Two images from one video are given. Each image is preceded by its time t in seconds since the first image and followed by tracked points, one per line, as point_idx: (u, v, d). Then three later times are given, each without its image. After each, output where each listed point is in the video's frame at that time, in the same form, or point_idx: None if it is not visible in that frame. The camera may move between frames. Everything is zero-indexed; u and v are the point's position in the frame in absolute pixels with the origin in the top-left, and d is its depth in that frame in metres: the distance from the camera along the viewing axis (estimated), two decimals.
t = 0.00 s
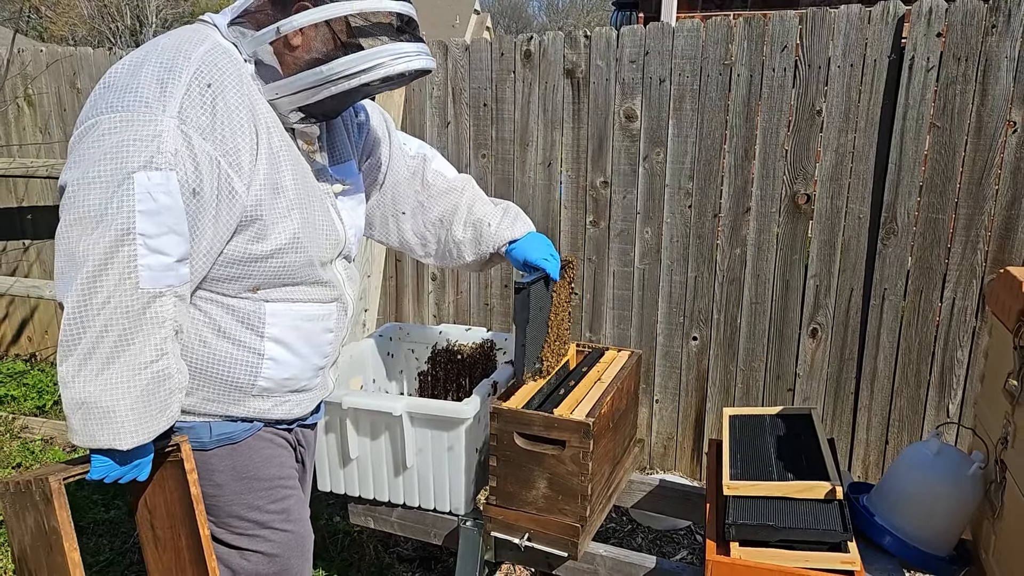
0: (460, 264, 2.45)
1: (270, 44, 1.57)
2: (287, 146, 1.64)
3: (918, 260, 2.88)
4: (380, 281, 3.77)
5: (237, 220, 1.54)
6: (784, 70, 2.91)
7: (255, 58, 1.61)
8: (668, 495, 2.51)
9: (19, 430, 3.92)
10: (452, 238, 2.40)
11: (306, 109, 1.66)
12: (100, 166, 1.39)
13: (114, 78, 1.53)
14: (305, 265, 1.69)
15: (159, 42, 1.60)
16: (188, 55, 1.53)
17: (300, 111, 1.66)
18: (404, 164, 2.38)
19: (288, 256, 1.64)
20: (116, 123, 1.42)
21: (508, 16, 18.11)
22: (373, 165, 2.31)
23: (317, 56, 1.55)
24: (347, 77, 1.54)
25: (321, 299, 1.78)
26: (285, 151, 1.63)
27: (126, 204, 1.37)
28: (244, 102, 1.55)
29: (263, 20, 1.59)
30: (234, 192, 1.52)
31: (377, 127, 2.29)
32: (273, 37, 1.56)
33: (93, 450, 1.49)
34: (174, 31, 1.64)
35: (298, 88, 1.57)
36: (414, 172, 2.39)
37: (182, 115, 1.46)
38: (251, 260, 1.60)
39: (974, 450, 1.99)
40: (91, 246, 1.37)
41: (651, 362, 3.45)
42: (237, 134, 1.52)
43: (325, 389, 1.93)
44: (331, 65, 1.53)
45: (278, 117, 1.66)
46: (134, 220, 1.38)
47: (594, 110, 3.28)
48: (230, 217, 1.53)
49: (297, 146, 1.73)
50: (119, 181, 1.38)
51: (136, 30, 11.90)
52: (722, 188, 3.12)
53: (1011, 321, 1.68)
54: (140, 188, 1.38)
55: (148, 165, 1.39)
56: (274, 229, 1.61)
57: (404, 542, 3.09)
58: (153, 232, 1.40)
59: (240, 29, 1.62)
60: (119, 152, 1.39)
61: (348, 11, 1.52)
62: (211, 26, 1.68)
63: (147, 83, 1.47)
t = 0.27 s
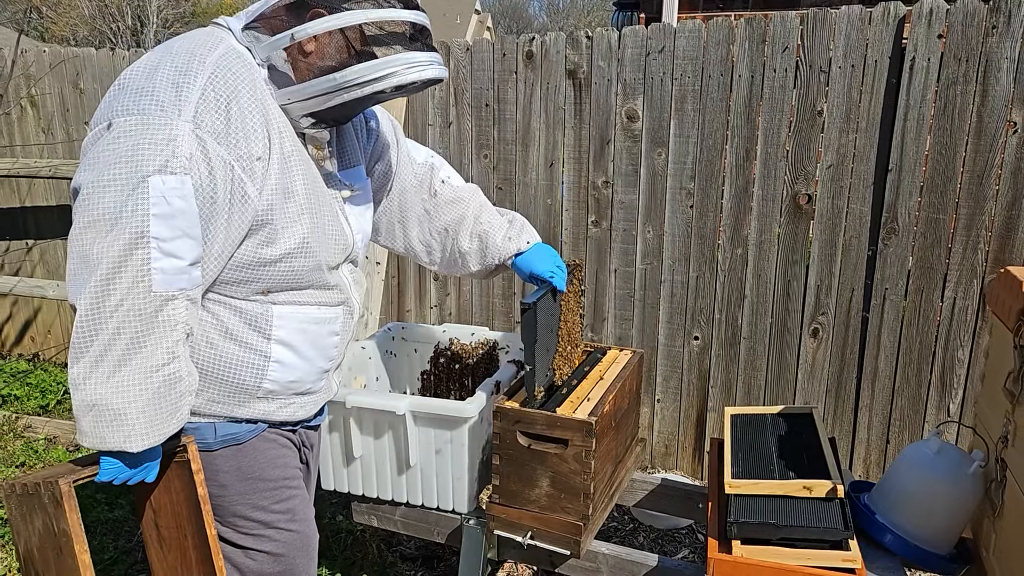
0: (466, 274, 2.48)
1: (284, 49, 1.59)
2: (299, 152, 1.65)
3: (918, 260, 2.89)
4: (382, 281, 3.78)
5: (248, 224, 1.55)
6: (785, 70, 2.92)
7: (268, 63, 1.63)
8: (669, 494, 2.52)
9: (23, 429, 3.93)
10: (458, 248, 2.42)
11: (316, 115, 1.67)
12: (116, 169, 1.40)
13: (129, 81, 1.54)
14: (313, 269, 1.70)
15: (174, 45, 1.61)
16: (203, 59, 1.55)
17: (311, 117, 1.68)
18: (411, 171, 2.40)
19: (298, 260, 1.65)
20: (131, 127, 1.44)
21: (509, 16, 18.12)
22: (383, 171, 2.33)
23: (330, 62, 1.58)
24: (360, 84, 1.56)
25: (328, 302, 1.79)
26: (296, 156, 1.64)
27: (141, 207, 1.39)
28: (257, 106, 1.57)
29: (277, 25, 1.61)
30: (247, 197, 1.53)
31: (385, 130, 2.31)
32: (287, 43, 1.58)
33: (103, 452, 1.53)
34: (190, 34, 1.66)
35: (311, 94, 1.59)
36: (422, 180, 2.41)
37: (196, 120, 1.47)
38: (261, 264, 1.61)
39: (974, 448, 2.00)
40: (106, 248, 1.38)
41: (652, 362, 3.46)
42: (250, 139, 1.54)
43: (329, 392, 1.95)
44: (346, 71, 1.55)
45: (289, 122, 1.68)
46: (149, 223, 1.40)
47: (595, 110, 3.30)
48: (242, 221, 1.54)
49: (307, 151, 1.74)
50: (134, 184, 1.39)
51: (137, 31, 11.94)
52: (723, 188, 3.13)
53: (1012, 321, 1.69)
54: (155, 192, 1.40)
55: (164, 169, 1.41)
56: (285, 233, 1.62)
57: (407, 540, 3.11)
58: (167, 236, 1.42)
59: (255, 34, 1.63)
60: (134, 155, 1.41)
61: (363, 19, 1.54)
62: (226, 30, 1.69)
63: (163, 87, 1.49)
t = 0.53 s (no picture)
0: (468, 279, 2.47)
1: (292, 51, 1.58)
2: (305, 154, 1.66)
3: (919, 259, 2.89)
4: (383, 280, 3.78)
5: (253, 225, 1.56)
6: (785, 70, 2.92)
7: (276, 65, 1.63)
8: (670, 493, 2.53)
9: (24, 429, 3.94)
10: (462, 254, 2.41)
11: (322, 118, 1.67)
12: (121, 169, 1.40)
13: (136, 81, 1.54)
14: (316, 271, 1.71)
15: (182, 46, 1.61)
16: (211, 60, 1.55)
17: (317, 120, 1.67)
18: (417, 175, 2.40)
19: (301, 263, 1.66)
20: (138, 127, 1.44)
21: (509, 16, 18.13)
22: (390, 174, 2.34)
23: (338, 67, 1.57)
24: (367, 88, 1.55)
25: (330, 304, 1.80)
26: (302, 158, 1.65)
27: (146, 208, 1.39)
28: (263, 108, 1.57)
29: (287, 27, 1.59)
30: (252, 199, 1.54)
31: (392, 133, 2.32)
32: (295, 46, 1.57)
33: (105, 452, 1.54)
34: (198, 34, 1.67)
35: (317, 98, 1.59)
36: (427, 184, 2.41)
37: (203, 121, 1.47)
38: (265, 266, 1.62)
39: (975, 447, 2.01)
40: (110, 249, 1.38)
41: (653, 361, 3.46)
42: (255, 141, 1.54)
43: (331, 393, 1.95)
44: (353, 76, 1.54)
45: (295, 124, 1.68)
46: (154, 224, 1.40)
47: (596, 110, 3.30)
48: (246, 222, 1.55)
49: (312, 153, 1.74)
50: (140, 185, 1.39)
51: (137, 31, 11.95)
52: (724, 187, 3.13)
53: (1013, 319, 1.69)
54: (160, 193, 1.40)
55: (170, 170, 1.41)
56: (288, 235, 1.63)
57: (408, 539, 3.11)
58: (173, 237, 1.42)
59: (263, 35, 1.63)
60: (141, 156, 1.41)
61: (372, 24, 1.53)
62: (234, 31, 1.69)
63: (170, 88, 1.49)
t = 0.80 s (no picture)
0: (468, 285, 2.49)
1: (296, 53, 1.59)
2: (306, 154, 1.66)
3: (918, 258, 2.89)
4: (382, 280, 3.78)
5: (254, 226, 1.56)
6: (784, 69, 2.93)
7: (279, 67, 1.63)
8: (670, 492, 2.53)
9: (24, 429, 3.93)
10: (464, 261, 2.43)
11: (324, 121, 1.67)
12: (124, 170, 1.40)
13: (139, 81, 1.54)
14: (316, 273, 1.71)
15: (186, 46, 1.62)
16: (214, 61, 1.56)
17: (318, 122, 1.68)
18: (420, 180, 2.40)
19: (301, 264, 1.66)
20: (141, 127, 1.44)
21: (508, 16, 18.12)
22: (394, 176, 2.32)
23: (340, 69, 1.56)
24: (369, 93, 1.56)
25: (330, 305, 1.79)
26: (304, 160, 1.65)
27: (149, 209, 1.39)
28: (266, 110, 1.58)
29: (290, 29, 1.59)
30: (254, 200, 1.54)
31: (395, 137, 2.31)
32: (298, 49, 1.57)
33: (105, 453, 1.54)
34: (201, 35, 1.67)
35: (320, 100, 1.59)
36: (429, 190, 2.41)
37: (206, 122, 1.48)
38: (266, 267, 1.62)
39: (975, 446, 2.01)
40: (113, 250, 1.38)
41: (652, 360, 3.46)
42: (258, 143, 1.55)
43: (331, 393, 1.94)
44: (356, 80, 1.55)
45: (297, 126, 1.68)
46: (156, 225, 1.40)
47: (596, 109, 3.30)
48: (248, 223, 1.55)
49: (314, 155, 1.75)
50: (143, 186, 1.39)
51: (138, 31, 11.97)
52: (723, 186, 3.13)
53: (1012, 318, 1.68)
54: (163, 194, 1.40)
55: (173, 171, 1.41)
56: (289, 236, 1.63)
57: (407, 539, 3.11)
58: (175, 238, 1.42)
59: (267, 37, 1.63)
60: (144, 156, 1.41)
61: (376, 28, 1.53)
62: (237, 31, 1.69)
63: (174, 89, 1.49)
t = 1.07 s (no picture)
0: (467, 299, 2.49)
1: (301, 59, 1.58)
2: (308, 159, 1.67)
3: (917, 258, 2.89)
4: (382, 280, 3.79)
5: (255, 231, 1.56)
6: (783, 69, 2.93)
7: (284, 71, 1.63)
8: (668, 492, 2.53)
9: (23, 429, 3.94)
10: (463, 275, 2.42)
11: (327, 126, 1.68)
12: (126, 171, 1.39)
13: (143, 81, 1.54)
14: (314, 278, 1.71)
15: (191, 48, 1.62)
16: (219, 64, 1.56)
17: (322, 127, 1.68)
18: (422, 191, 2.37)
19: (300, 269, 1.66)
20: (144, 129, 1.43)
21: (508, 16, 18.12)
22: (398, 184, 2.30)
23: (345, 76, 1.56)
24: (372, 100, 1.55)
25: (328, 309, 1.80)
26: (306, 165, 1.65)
27: (150, 211, 1.39)
28: (270, 114, 1.58)
29: (297, 34, 1.58)
30: (255, 204, 1.54)
31: (398, 146, 2.30)
32: (304, 54, 1.57)
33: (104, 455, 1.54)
34: (207, 36, 1.67)
35: (324, 106, 1.59)
36: (431, 203, 2.38)
37: (209, 126, 1.47)
38: (265, 271, 1.62)
39: (973, 446, 2.00)
40: (113, 252, 1.38)
41: (652, 360, 3.46)
42: (261, 146, 1.54)
43: (328, 397, 1.94)
44: (360, 86, 1.54)
45: (300, 130, 1.68)
46: (157, 228, 1.39)
47: (595, 109, 3.30)
48: (249, 227, 1.54)
49: (316, 160, 1.75)
50: (144, 188, 1.38)
51: (139, 32, 11.99)
52: (722, 187, 3.13)
53: (1010, 318, 1.68)
54: (165, 197, 1.39)
55: (175, 173, 1.40)
56: (289, 241, 1.63)
57: (406, 539, 3.11)
58: (176, 241, 1.42)
59: (273, 41, 1.62)
60: (146, 158, 1.40)
61: (381, 35, 1.52)
62: (243, 34, 1.69)
63: (178, 91, 1.49)
